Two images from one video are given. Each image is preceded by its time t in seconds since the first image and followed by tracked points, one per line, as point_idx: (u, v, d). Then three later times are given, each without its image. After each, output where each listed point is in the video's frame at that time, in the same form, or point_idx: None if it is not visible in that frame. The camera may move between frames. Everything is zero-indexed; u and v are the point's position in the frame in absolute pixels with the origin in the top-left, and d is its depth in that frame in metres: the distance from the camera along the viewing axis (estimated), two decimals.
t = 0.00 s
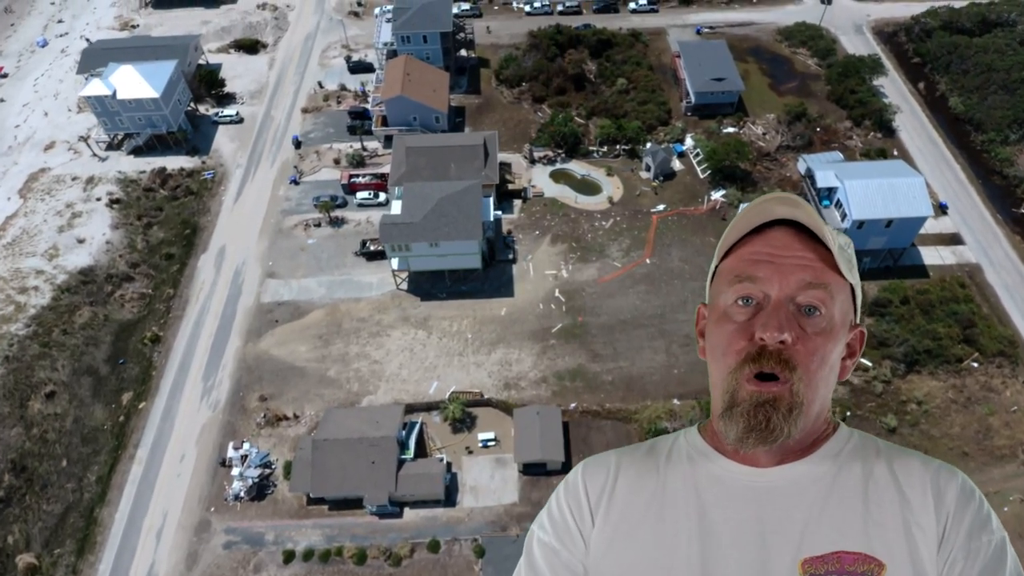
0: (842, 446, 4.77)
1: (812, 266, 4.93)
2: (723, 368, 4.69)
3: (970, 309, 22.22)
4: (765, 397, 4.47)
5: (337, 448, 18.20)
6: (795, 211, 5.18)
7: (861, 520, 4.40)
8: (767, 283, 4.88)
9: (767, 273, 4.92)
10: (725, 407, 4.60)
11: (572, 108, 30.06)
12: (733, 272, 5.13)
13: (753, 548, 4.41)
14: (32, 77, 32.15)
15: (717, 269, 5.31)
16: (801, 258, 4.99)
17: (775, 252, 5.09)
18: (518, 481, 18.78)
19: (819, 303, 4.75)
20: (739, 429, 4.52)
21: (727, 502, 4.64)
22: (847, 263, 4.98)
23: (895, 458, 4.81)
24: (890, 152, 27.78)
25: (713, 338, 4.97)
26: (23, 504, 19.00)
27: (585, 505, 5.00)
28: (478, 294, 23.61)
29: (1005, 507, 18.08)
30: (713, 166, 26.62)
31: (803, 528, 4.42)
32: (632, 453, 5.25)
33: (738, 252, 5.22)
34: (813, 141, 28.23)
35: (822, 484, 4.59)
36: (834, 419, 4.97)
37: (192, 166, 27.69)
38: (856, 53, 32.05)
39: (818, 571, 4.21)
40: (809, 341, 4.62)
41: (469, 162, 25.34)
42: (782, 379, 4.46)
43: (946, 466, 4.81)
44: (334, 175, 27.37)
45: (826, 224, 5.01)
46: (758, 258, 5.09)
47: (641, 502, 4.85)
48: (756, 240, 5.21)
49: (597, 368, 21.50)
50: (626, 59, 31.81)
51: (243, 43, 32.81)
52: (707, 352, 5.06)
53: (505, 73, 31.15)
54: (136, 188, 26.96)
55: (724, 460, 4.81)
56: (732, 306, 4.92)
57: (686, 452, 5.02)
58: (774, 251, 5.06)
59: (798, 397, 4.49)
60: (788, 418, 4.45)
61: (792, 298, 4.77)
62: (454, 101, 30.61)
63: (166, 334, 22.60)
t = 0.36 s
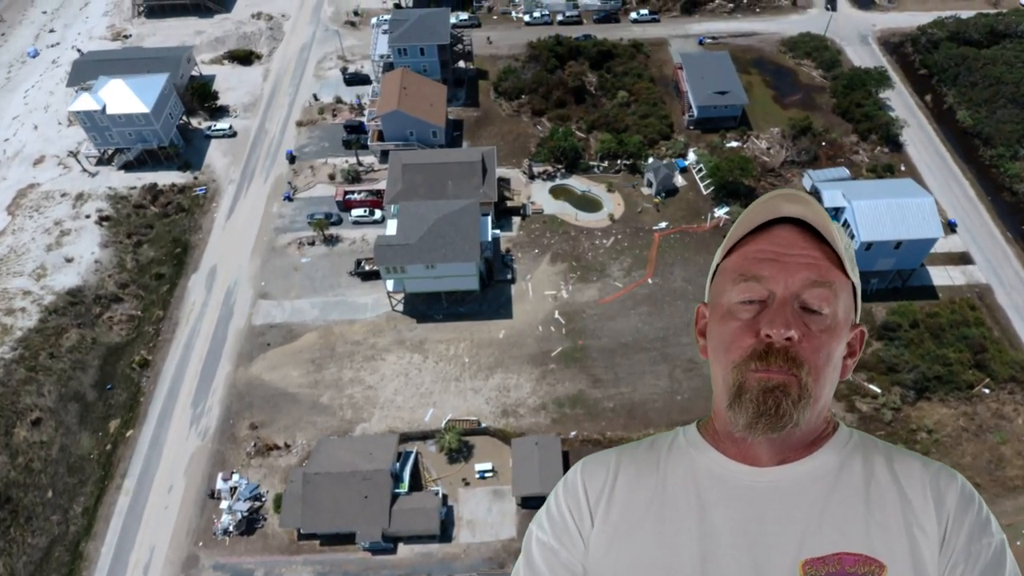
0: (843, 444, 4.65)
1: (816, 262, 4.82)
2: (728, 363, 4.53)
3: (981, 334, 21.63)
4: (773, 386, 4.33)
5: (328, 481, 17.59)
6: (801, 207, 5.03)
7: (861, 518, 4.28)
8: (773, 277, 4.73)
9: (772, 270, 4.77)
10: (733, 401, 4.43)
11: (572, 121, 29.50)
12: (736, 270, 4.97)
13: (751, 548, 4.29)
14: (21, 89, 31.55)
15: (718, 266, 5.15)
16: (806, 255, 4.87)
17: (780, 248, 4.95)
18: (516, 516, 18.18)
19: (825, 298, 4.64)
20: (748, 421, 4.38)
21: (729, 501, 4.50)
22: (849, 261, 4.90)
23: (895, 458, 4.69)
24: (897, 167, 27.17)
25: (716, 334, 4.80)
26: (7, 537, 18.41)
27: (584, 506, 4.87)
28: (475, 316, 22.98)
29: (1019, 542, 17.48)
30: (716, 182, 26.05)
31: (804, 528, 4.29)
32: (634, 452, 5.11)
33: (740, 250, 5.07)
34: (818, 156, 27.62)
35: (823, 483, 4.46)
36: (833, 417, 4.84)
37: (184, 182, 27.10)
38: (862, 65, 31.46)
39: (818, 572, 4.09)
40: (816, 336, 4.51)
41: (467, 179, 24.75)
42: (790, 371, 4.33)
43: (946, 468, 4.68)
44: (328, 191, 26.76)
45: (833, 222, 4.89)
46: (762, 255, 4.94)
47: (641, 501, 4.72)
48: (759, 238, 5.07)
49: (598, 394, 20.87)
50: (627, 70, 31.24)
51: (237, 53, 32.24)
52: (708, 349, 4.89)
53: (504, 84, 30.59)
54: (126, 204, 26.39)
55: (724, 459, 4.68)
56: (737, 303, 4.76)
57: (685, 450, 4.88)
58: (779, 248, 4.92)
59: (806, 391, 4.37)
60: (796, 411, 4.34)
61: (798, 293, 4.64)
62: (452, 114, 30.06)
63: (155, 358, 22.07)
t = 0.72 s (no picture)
0: (838, 444, 4.45)
1: (804, 259, 4.57)
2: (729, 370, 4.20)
3: (991, 357, 21.08)
4: (783, 390, 4.04)
5: (320, 514, 17.03)
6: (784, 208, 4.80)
7: (858, 518, 4.13)
8: (767, 279, 4.42)
9: (763, 271, 4.45)
10: (738, 410, 4.09)
11: (572, 134, 28.99)
12: (723, 275, 4.64)
13: (748, 550, 4.11)
14: (12, 100, 31.01)
15: (702, 271, 4.80)
16: (793, 254, 4.60)
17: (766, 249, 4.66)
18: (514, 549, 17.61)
19: (817, 297, 4.42)
20: (762, 428, 4.04)
21: (726, 503, 4.27)
22: (831, 258, 4.73)
23: (891, 458, 4.52)
24: (904, 182, 26.62)
25: (709, 340, 4.45)
26: None
27: (573, 512, 4.71)
28: (473, 337, 22.38)
29: None
30: (720, 198, 25.53)
31: (802, 529, 4.12)
32: (623, 454, 4.90)
33: (725, 253, 4.75)
34: (823, 170, 27.07)
35: (820, 482, 4.27)
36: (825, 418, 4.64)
37: (176, 197, 26.58)
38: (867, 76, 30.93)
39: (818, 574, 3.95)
40: (812, 335, 4.29)
41: (465, 196, 24.21)
42: (796, 372, 4.07)
43: (940, 469, 4.53)
44: (323, 207, 26.21)
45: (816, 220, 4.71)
46: (749, 256, 4.61)
47: (631, 502, 4.53)
48: (742, 240, 4.75)
49: (598, 420, 20.29)
50: (628, 81, 30.75)
51: (231, 64, 31.72)
52: (701, 356, 4.54)
53: (503, 96, 30.10)
54: (117, 220, 25.87)
55: (718, 461, 4.42)
56: (730, 308, 4.44)
57: (676, 452, 4.64)
58: (766, 249, 4.62)
59: (810, 391, 4.13)
60: (804, 414, 4.08)
61: (792, 294, 4.37)
62: (449, 126, 29.56)
63: (145, 381, 21.57)
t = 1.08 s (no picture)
0: (829, 445, 4.38)
1: (791, 258, 4.55)
2: (718, 370, 4.20)
3: (1004, 385, 20.45)
4: (771, 389, 4.04)
5: (310, 555, 16.35)
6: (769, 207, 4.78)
7: (852, 518, 4.06)
8: (753, 278, 4.41)
9: (749, 270, 4.44)
10: (726, 409, 4.10)
11: (572, 149, 28.42)
12: (710, 275, 4.62)
13: (742, 551, 3.98)
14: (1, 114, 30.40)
15: (689, 272, 4.79)
16: (780, 253, 4.58)
17: (752, 248, 4.63)
18: None
19: (803, 297, 4.42)
20: (750, 428, 4.03)
21: (719, 503, 4.16)
22: (819, 256, 4.72)
23: (881, 460, 4.45)
24: (912, 200, 26.00)
25: (697, 341, 4.45)
26: None
27: (563, 517, 4.52)
28: (470, 362, 21.72)
29: None
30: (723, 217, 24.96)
31: (796, 530, 4.01)
32: (612, 457, 4.74)
33: (712, 253, 4.72)
34: (829, 188, 26.47)
35: (812, 482, 4.20)
36: (815, 419, 4.58)
37: (166, 216, 25.98)
38: (873, 90, 30.36)
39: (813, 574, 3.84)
40: (800, 334, 4.29)
41: (462, 216, 23.61)
42: (784, 372, 4.05)
43: (931, 470, 4.48)
44: (317, 225, 25.58)
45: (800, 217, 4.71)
46: (735, 256, 4.61)
47: (622, 505, 4.37)
48: (728, 240, 4.73)
49: (599, 451, 19.63)
50: (629, 95, 30.18)
51: (224, 76, 31.11)
52: (690, 357, 4.54)
53: (501, 110, 29.51)
54: (105, 240, 25.29)
55: (708, 461, 4.34)
56: (717, 308, 4.43)
57: (666, 452, 4.52)
58: (752, 249, 4.61)
59: (798, 388, 4.11)
60: (793, 411, 4.06)
61: (779, 294, 4.36)
62: (447, 141, 29.00)
63: (132, 410, 20.99)
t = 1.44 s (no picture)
0: (819, 444, 4.36)
1: (787, 259, 4.38)
2: (709, 372, 4.10)
3: (1015, 411, 19.84)
4: (763, 395, 3.95)
5: None
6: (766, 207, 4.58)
7: (843, 516, 4.05)
8: (747, 279, 4.23)
9: (744, 271, 4.26)
10: (718, 412, 4.01)
11: (571, 163, 27.89)
12: (704, 274, 4.44)
13: (733, 551, 3.97)
14: None
15: (681, 270, 4.61)
16: (776, 253, 4.40)
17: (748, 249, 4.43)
18: None
19: (798, 299, 4.26)
20: (741, 432, 3.96)
21: (710, 505, 4.13)
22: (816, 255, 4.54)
23: (873, 458, 4.44)
24: (918, 215, 25.48)
25: (689, 341, 4.33)
26: None
27: (555, 520, 4.47)
28: (466, 387, 21.12)
29: None
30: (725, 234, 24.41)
31: (788, 532, 4.00)
32: (601, 456, 4.70)
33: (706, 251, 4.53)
34: (833, 203, 25.95)
35: (803, 482, 4.18)
36: (806, 419, 4.54)
37: (156, 233, 25.43)
38: (877, 101, 29.86)
39: None
40: (794, 335, 4.16)
41: (459, 235, 23.07)
42: (776, 376, 3.95)
43: (919, 467, 4.48)
44: (311, 243, 25.00)
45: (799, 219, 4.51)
46: (729, 255, 4.44)
47: (612, 507, 4.33)
48: (723, 238, 4.54)
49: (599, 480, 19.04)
50: (628, 107, 29.69)
51: (216, 88, 30.53)
52: (681, 356, 4.43)
53: (498, 123, 28.96)
54: (94, 259, 24.73)
55: (697, 462, 4.29)
56: (710, 309, 4.27)
57: (656, 452, 4.47)
58: (746, 248, 4.43)
59: (790, 391, 4.02)
60: (785, 415, 3.98)
61: (774, 296, 4.21)
62: (443, 155, 28.48)
63: (119, 437, 20.44)
